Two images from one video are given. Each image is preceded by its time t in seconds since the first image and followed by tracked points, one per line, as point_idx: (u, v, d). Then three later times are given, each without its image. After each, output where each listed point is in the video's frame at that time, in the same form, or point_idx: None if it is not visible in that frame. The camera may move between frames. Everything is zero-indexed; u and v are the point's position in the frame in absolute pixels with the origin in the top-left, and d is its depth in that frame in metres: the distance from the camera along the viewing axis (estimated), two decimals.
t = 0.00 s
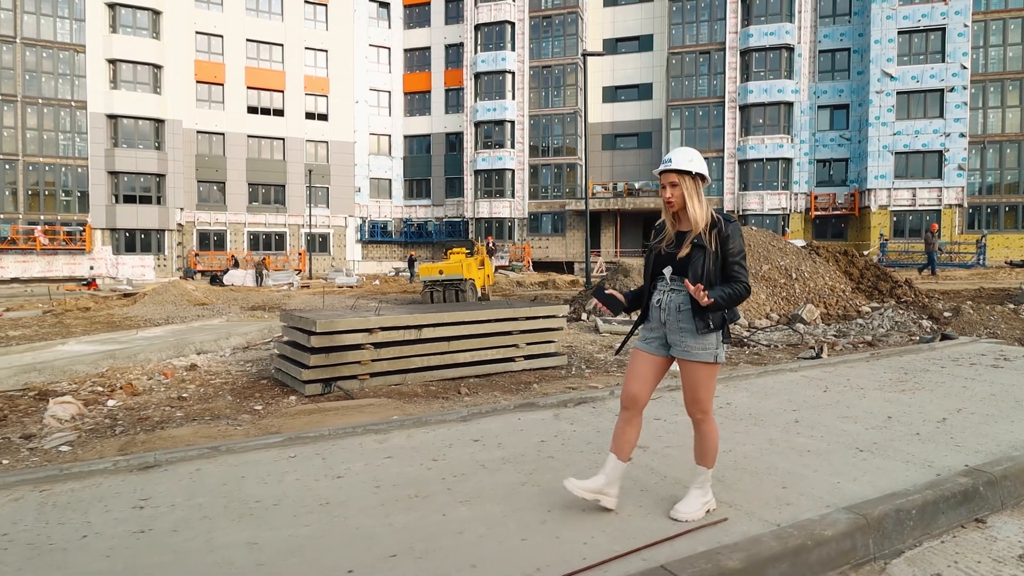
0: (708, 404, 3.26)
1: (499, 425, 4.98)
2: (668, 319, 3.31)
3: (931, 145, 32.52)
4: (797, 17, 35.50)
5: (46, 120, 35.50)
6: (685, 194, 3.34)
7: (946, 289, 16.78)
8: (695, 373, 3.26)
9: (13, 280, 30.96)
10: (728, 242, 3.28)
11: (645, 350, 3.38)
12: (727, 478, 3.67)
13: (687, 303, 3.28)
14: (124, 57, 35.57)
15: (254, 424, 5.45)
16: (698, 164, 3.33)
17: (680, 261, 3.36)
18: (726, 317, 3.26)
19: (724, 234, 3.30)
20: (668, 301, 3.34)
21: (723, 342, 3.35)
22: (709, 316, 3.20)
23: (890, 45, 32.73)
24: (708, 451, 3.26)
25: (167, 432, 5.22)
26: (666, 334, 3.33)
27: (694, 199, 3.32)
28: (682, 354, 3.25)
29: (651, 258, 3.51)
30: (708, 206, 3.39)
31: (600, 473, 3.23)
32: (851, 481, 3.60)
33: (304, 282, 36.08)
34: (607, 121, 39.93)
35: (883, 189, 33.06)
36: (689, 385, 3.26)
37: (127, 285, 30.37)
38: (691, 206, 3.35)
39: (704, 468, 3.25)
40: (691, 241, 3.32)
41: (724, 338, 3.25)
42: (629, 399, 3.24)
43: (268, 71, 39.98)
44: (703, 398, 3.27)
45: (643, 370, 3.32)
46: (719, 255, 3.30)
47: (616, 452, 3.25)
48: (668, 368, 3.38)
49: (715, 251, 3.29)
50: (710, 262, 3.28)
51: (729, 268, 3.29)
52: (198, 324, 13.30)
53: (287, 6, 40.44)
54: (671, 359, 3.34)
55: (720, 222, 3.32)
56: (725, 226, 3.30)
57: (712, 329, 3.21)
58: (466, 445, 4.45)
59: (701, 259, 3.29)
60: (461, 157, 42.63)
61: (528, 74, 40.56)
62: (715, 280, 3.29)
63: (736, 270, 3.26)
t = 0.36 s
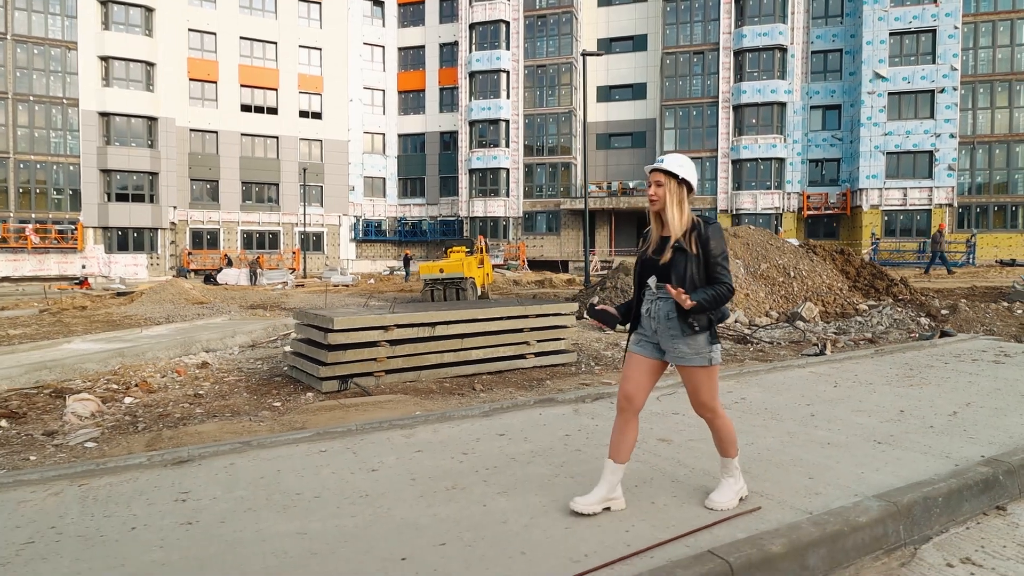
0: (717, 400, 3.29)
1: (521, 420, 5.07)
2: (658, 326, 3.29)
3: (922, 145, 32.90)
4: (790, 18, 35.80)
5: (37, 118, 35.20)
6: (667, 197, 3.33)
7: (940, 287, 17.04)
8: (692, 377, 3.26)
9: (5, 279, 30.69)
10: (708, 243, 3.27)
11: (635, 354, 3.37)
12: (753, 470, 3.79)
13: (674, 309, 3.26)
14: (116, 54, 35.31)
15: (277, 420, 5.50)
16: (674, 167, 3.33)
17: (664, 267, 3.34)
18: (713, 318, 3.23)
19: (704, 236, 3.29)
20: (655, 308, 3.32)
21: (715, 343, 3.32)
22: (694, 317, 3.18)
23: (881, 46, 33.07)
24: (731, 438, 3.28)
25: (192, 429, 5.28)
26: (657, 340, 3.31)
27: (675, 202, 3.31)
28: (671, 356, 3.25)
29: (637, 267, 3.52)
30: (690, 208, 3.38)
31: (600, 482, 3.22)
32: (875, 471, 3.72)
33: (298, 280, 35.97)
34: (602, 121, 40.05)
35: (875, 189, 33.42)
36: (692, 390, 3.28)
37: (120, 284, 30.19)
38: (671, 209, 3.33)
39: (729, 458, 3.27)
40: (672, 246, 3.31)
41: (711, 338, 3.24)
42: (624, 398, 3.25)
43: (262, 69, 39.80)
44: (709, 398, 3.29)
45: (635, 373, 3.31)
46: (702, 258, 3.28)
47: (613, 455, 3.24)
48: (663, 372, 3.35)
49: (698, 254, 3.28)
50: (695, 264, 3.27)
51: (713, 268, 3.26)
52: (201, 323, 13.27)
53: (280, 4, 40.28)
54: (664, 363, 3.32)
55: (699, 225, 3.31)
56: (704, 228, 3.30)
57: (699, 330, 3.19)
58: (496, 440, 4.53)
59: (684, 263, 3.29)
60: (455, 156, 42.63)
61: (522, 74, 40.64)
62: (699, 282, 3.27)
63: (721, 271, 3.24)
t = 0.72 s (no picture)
0: (672, 408, 3.23)
1: (542, 418, 5.17)
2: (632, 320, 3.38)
3: (912, 146, 33.30)
4: (782, 20, 36.14)
5: (28, 115, 34.85)
6: (646, 191, 3.39)
7: (933, 287, 17.31)
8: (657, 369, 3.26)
9: None
10: (680, 235, 3.25)
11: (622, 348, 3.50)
12: (778, 466, 3.91)
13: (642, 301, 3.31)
14: (108, 51, 35.05)
15: (299, 418, 5.57)
16: (657, 160, 3.38)
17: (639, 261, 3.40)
18: (677, 310, 3.21)
19: (676, 228, 3.28)
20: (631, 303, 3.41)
21: (689, 338, 3.27)
22: (655, 307, 3.23)
23: (873, 48, 33.43)
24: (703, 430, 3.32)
25: (216, 427, 5.33)
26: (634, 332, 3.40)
27: (652, 195, 3.36)
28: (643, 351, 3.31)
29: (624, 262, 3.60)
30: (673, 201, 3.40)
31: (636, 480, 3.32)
32: (896, 466, 3.84)
33: (293, 280, 35.81)
34: (595, 121, 40.21)
35: (866, 189, 33.79)
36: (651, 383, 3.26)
37: (112, 283, 30.02)
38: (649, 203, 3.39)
39: (705, 446, 3.33)
40: (645, 239, 3.36)
41: (674, 331, 3.22)
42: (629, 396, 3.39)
43: (255, 67, 39.65)
44: (667, 393, 3.23)
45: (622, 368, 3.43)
46: (671, 249, 3.28)
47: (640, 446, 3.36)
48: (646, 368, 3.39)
49: (668, 246, 3.28)
50: (663, 256, 3.28)
51: (682, 260, 3.24)
52: (204, 322, 13.24)
53: (274, 3, 40.12)
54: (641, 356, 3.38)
55: (672, 217, 3.31)
56: (677, 221, 3.29)
57: (659, 322, 3.22)
58: (521, 438, 4.62)
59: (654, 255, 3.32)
60: (449, 156, 42.64)
61: (517, 73, 40.72)
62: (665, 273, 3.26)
63: (689, 263, 3.21)
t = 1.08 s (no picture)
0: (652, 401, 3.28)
1: (566, 416, 5.29)
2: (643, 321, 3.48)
3: (906, 148, 33.67)
4: (777, 23, 36.42)
5: (24, 117, 34.73)
6: (657, 194, 3.47)
7: (931, 287, 17.54)
8: (656, 371, 3.34)
9: None
10: (693, 241, 3.36)
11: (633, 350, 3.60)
12: (805, 460, 4.04)
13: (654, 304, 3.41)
14: (105, 53, 34.96)
15: (325, 417, 5.67)
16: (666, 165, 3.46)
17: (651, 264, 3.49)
18: (690, 313, 3.33)
19: (689, 234, 3.39)
20: (643, 305, 3.50)
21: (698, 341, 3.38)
22: (671, 311, 3.31)
23: (867, 51, 33.79)
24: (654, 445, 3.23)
25: (246, 426, 5.43)
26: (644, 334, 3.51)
27: (664, 199, 3.44)
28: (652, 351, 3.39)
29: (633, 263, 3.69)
30: (683, 204, 3.48)
31: (632, 488, 3.13)
32: (918, 460, 3.99)
33: (290, 282, 35.75)
34: (592, 123, 40.40)
35: (861, 190, 34.10)
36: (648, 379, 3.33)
37: (109, 285, 29.96)
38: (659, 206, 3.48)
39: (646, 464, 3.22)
40: (657, 243, 3.45)
41: (690, 334, 3.32)
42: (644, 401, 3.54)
43: (252, 69, 39.62)
44: (661, 393, 3.30)
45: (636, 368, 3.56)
46: (683, 254, 3.38)
47: (643, 460, 3.19)
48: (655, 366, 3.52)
49: (680, 251, 3.38)
50: (674, 260, 3.38)
51: (693, 266, 3.35)
52: (212, 324, 13.30)
53: (271, 5, 40.11)
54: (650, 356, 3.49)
55: (682, 222, 3.40)
56: (687, 227, 3.39)
57: (676, 324, 3.30)
58: (550, 435, 4.73)
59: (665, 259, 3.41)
60: (446, 157, 42.71)
61: (513, 76, 40.82)
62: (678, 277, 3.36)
63: (700, 268, 3.32)
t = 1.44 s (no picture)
0: (661, 406, 3.28)
1: (588, 413, 5.40)
2: (647, 326, 3.48)
3: (901, 148, 33.97)
4: (773, 24, 36.64)
5: (21, 118, 34.59)
6: (667, 199, 3.49)
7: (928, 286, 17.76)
8: (660, 375, 3.35)
9: None
10: (699, 246, 3.36)
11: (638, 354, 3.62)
12: (827, 453, 4.18)
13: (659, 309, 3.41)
14: (102, 53, 34.81)
15: (349, 413, 5.77)
16: (677, 169, 3.48)
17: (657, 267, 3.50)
18: (694, 319, 3.34)
19: (696, 238, 3.40)
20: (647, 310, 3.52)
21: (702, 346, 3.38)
22: (674, 316, 3.33)
23: (862, 52, 34.12)
24: (654, 450, 3.25)
25: (273, 423, 5.52)
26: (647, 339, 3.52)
27: (673, 204, 3.46)
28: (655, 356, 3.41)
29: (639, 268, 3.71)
30: (691, 210, 3.49)
31: (627, 492, 3.18)
32: (937, 452, 4.13)
33: (288, 282, 35.74)
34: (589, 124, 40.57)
35: (857, 190, 34.37)
36: (653, 382, 3.35)
37: (108, 286, 29.92)
38: (670, 211, 3.49)
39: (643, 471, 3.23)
40: (663, 247, 3.48)
41: (693, 338, 3.32)
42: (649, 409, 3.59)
43: (249, 70, 39.58)
44: (666, 397, 3.31)
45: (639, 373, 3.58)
46: (691, 258, 3.38)
47: (639, 463, 3.22)
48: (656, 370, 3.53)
49: (687, 255, 3.39)
50: (681, 265, 3.39)
51: (700, 271, 3.36)
52: (219, 324, 13.36)
53: (268, 5, 40.06)
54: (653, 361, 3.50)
55: (691, 227, 3.41)
56: (696, 232, 3.40)
57: (678, 329, 3.32)
58: (575, 430, 4.86)
59: (672, 263, 3.42)
60: (443, 158, 42.76)
61: (511, 76, 40.89)
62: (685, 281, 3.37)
63: (706, 272, 3.32)
